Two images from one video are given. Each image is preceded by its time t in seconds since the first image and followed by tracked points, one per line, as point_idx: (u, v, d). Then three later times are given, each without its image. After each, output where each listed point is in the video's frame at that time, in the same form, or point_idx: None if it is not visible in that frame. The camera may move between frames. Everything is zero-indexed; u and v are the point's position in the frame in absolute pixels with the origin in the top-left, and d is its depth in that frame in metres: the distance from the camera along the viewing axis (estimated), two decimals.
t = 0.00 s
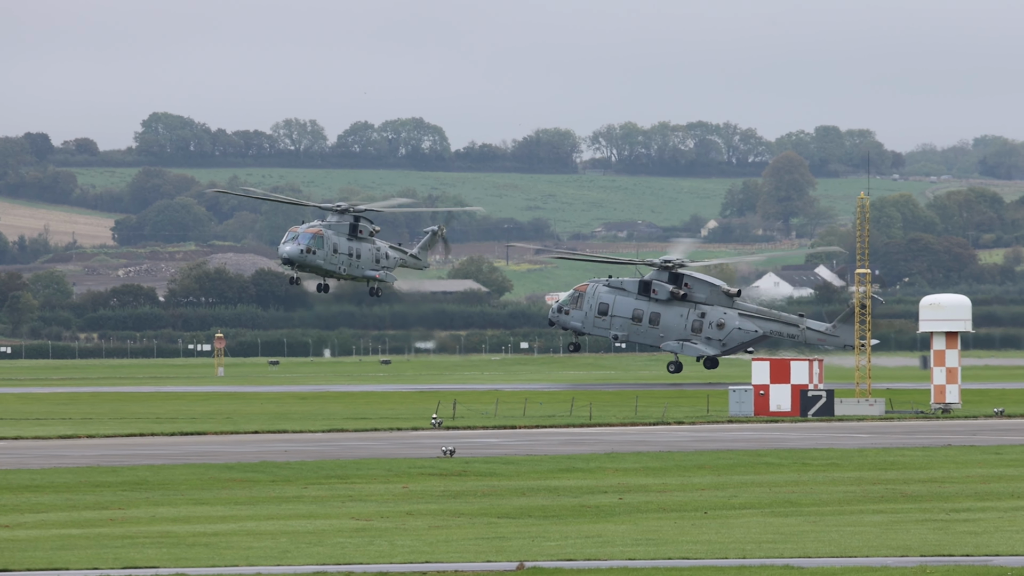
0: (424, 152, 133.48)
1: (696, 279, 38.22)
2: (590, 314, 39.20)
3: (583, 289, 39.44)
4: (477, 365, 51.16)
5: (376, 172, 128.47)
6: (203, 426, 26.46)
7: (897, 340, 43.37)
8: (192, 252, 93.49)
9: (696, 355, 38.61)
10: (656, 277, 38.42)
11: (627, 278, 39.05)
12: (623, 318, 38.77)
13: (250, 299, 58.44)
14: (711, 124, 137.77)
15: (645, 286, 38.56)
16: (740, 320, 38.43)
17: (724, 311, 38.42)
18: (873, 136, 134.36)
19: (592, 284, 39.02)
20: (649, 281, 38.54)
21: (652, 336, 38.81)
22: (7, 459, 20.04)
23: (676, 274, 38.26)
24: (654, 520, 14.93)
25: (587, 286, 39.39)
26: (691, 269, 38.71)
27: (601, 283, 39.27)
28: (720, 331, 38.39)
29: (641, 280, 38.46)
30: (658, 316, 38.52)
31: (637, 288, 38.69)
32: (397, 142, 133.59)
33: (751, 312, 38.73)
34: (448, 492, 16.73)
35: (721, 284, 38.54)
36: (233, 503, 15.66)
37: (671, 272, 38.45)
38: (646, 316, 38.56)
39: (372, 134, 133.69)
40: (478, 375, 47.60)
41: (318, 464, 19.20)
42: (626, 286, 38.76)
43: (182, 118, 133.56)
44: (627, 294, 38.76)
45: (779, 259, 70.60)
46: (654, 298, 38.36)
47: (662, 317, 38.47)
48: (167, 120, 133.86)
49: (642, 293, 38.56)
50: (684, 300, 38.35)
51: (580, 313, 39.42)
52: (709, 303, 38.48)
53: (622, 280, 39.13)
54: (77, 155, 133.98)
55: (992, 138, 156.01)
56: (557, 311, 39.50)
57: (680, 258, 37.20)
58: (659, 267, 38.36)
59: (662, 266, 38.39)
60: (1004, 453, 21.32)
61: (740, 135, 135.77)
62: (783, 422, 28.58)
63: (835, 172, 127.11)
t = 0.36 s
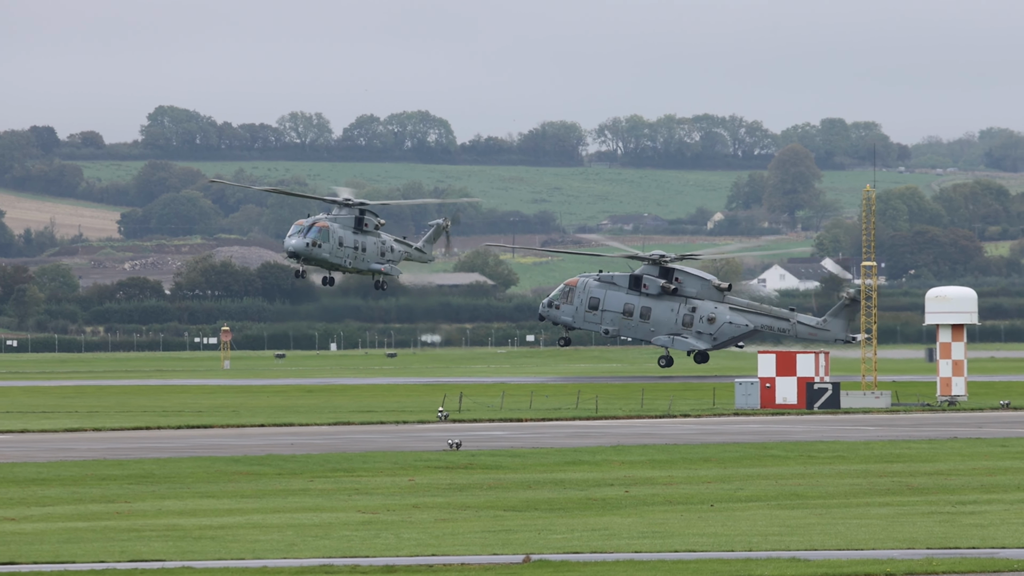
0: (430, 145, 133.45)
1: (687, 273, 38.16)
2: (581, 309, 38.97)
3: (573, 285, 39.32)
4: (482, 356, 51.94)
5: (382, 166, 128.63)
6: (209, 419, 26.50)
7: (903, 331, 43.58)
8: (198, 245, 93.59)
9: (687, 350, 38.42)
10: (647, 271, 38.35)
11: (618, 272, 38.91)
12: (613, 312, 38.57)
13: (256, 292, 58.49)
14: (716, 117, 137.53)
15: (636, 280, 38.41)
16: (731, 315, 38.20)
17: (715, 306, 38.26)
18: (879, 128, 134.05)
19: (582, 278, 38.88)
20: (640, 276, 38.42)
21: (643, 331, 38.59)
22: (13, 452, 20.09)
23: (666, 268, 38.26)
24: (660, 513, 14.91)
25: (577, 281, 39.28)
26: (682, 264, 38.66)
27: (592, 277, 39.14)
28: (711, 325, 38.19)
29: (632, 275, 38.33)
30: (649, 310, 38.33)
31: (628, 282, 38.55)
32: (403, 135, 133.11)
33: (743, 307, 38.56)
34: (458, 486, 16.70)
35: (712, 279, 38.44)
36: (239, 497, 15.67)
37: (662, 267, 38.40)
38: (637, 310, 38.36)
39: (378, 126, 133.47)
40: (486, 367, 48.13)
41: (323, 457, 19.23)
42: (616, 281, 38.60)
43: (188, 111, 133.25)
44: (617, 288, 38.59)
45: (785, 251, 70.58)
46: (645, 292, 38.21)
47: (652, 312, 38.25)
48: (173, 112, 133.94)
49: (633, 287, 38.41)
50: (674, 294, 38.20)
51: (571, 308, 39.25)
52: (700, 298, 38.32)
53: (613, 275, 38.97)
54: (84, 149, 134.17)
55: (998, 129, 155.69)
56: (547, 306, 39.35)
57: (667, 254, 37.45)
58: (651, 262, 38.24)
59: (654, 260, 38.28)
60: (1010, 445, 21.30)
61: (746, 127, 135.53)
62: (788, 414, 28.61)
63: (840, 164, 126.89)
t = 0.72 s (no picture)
0: (435, 137, 133.36)
1: (677, 267, 38.09)
2: (571, 303, 39.01)
3: (564, 279, 39.31)
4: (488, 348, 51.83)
5: (387, 157, 128.79)
6: (215, 412, 26.55)
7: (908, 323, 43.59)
8: (203, 238, 93.66)
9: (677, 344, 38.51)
10: (637, 265, 38.29)
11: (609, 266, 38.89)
12: (604, 306, 38.60)
13: (261, 286, 58.69)
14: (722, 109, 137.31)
15: (626, 274, 38.42)
16: (721, 308, 38.33)
17: (706, 300, 38.35)
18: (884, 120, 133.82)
19: (573, 273, 38.91)
20: (630, 269, 38.41)
21: (633, 324, 38.67)
22: (20, 445, 20.15)
23: (656, 262, 38.16)
24: (665, 505, 14.93)
25: (568, 275, 39.26)
26: (672, 257, 38.57)
27: (582, 271, 39.14)
28: (701, 319, 38.30)
29: (622, 269, 38.32)
30: (640, 304, 38.39)
31: (618, 276, 38.55)
32: (408, 127, 133.15)
33: (732, 300, 38.65)
34: (463, 478, 16.73)
35: (702, 272, 38.35)
36: (246, 489, 15.71)
37: (652, 261, 38.35)
38: (627, 304, 38.43)
39: (383, 119, 133.62)
40: (491, 359, 48.44)
41: (328, 450, 19.27)
42: (607, 275, 38.59)
43: (193, 104, 134.18)
44: (608, 282, 38.59)
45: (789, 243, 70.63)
46: (635, 286, 38.25)
47: (643, 306, 38.33)
48: (178, 106, 134.58)
49: (623, 281, 38.42)
50: (664, 288, 38.24)
51: (561, 302, 39.28)
52: (690, 291, 38.35)
53: (603, 268, 38.97)
54: (89, 142, 134.46)
55: (1004, 121, 155.29)
56: (537, 301, 39.30)
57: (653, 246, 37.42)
58: (641, 255, 38.23)
59: (643, 254, 38.24)
60: (1015, 436, 21.27)
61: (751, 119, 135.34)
62: (793, 406, 28.60)
63: (846, 156, 126.64)
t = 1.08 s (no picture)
0: (439, 132, 132.98)
1: (667, 262, 38.02)
2: (562, 299, 39.18)
3: (554, 275, 39.43)
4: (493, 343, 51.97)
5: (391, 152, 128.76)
6: (221, 407, 26.58)
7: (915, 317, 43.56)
8: (208, 233, 93.69)
9: (668, 339, 38.32)
10: (626, 260, 38.35)
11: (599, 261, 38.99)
12: (594, 302, 38.72)
13: (266, 280, 57.67)
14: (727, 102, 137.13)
15: (616, 270, 38.50)
16: (711, 303, 38.07)
17: (696, 295, 38.08)
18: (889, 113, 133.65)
19: (563, 269, 39.06)
20: (620, 265, 38.46)
21: (624, 320, 38.67)
22: (26, 440, 20.19)
23: (646, 258, 38.16)
24: (671, 499, 14.92)
25: (559, 271, 39.38)
26: (662, 253, 38.52)
27: (573, 267, 39.26)
28: (691, 314, 38.03)
29: (612, 265, 38.41)
30: (630, 299, 38.37)
31: (609, 272, 38.66)
32: (413, 122, 133.01)
33: (723, 295, 38.32)
34: (469, 472, 16.73)
35: (692, 267, 38.20)
36: (252, 484, 15.72)
37: (642, 256, 38.37)
38: (617, 299, 38.44)
39: (388, 114, 133.49)
40: (498, 354, 48.40)
41: (334, 444, 19.28)
42: (597, 270, 38.73)
43: (198, 99, 133.55)
44: (598, 278, 38.72)
45: (794, 237, 70.54)
46: (625, 281, 38.27)
47: (633, 301, 38.31)
48: (182, 100, 134.28)
49: (613, 277, 38.50)
50: (654, 283, 38.14)
51: (552, 298, 39.42)
52: (680, 286, 38.15)
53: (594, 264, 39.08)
54: (94, 137, 134.50)
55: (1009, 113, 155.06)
56: (528, 296, 39.49)
57: (645, 242, 37.74)
58: (631, 251, 38.27)
59: (634, 249, 38.27)
60: (1021, 429, 21.25)
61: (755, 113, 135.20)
62: (798, 400, 28.61)
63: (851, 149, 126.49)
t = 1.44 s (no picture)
0: (443, 130, 133.23)
1: (657, 261, 38.08)
2: (553, 299, 39.33)
3: (546, 275, 39.56)
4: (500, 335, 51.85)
5: (395, 150, 128.76)
6: (225, 406, 26.59)
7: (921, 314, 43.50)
8: (212, 232, 93.79)
9: (659, 338, 38.35)
10: (617, 260, 38.52)
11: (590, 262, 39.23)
12: (585, 301, 38.79)
13: (272, 279, 58.02)
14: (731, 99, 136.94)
15: (605, 270, 38.64)
16: (702, 302, 37.88)
17: (686, 293, 38.02)
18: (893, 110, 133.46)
19: (554, 269, 39.23)
20: (610, 264, 38.60)
21: (615, 319, 38.76)
22: (31, 439, 20.22)
23: (636, 257, 38.29)
24: (676, 497, 14.90)
25: (549, 271, 39.53)
26: (653, 253, 38.60)
27: (564, 267, 39.42)
28: (681, 313, 37.95)
29: (601, 264, 38.61)
30: (620, 299, 38.45)
31: (599, 272, 38.85)
32: (418, 120, 132.89)
33: (714, 293, 38.09)
34: (474, 470, 16.73)
35: (682, 266, 38.22)
36: (257, 483, 15.72)
37: (632, 256, 38.49)
38: (608, 299, 38.53)
39: (391, 112, 132.79)
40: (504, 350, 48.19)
41: (338, 443, 19.28)
42: (587, 270, 38.96)
43: (202, 98, 133.70)
44: (588, 277, 38.90)
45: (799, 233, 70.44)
46: (616, 281, 38.38)
47: (623, 301, 38.37)
48: (186, 100, 134.35)
49: (604, 276, 38.66)
50: (645, 283, 38.18)
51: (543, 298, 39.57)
52: (670, 285, 38.12)
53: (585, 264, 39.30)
54: (98, 136, 134.72)
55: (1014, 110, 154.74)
56: (520, 297, 39.72)
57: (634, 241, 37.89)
58: (620, 250, 38.46)
59: (623, 249, 38.46)
60: None
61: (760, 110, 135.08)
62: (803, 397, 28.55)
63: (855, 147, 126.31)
